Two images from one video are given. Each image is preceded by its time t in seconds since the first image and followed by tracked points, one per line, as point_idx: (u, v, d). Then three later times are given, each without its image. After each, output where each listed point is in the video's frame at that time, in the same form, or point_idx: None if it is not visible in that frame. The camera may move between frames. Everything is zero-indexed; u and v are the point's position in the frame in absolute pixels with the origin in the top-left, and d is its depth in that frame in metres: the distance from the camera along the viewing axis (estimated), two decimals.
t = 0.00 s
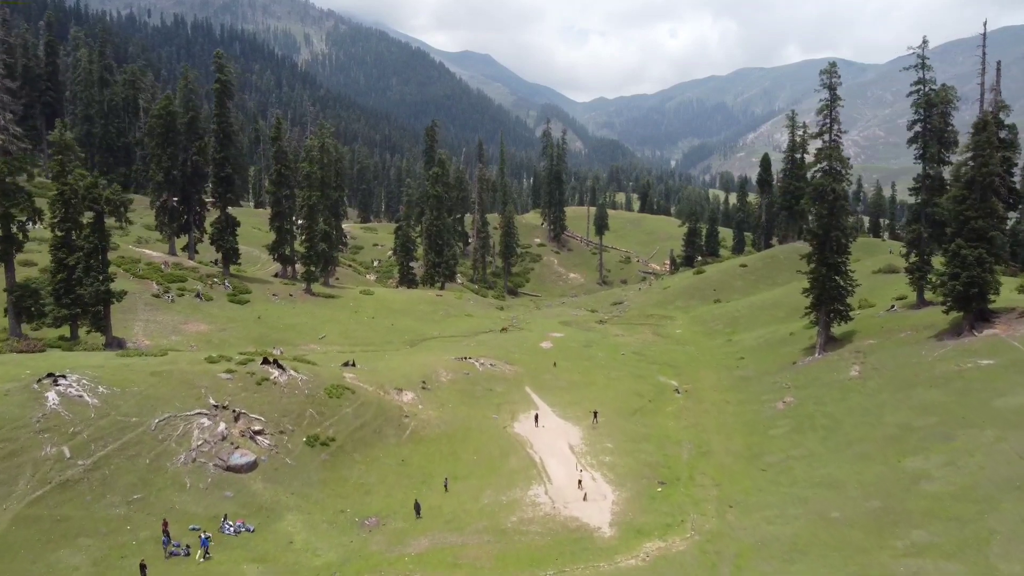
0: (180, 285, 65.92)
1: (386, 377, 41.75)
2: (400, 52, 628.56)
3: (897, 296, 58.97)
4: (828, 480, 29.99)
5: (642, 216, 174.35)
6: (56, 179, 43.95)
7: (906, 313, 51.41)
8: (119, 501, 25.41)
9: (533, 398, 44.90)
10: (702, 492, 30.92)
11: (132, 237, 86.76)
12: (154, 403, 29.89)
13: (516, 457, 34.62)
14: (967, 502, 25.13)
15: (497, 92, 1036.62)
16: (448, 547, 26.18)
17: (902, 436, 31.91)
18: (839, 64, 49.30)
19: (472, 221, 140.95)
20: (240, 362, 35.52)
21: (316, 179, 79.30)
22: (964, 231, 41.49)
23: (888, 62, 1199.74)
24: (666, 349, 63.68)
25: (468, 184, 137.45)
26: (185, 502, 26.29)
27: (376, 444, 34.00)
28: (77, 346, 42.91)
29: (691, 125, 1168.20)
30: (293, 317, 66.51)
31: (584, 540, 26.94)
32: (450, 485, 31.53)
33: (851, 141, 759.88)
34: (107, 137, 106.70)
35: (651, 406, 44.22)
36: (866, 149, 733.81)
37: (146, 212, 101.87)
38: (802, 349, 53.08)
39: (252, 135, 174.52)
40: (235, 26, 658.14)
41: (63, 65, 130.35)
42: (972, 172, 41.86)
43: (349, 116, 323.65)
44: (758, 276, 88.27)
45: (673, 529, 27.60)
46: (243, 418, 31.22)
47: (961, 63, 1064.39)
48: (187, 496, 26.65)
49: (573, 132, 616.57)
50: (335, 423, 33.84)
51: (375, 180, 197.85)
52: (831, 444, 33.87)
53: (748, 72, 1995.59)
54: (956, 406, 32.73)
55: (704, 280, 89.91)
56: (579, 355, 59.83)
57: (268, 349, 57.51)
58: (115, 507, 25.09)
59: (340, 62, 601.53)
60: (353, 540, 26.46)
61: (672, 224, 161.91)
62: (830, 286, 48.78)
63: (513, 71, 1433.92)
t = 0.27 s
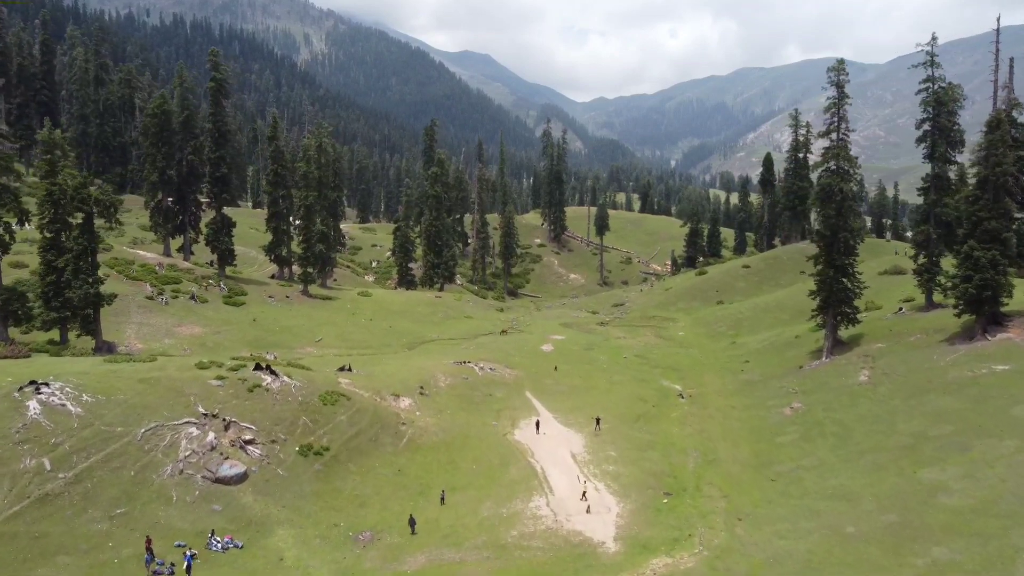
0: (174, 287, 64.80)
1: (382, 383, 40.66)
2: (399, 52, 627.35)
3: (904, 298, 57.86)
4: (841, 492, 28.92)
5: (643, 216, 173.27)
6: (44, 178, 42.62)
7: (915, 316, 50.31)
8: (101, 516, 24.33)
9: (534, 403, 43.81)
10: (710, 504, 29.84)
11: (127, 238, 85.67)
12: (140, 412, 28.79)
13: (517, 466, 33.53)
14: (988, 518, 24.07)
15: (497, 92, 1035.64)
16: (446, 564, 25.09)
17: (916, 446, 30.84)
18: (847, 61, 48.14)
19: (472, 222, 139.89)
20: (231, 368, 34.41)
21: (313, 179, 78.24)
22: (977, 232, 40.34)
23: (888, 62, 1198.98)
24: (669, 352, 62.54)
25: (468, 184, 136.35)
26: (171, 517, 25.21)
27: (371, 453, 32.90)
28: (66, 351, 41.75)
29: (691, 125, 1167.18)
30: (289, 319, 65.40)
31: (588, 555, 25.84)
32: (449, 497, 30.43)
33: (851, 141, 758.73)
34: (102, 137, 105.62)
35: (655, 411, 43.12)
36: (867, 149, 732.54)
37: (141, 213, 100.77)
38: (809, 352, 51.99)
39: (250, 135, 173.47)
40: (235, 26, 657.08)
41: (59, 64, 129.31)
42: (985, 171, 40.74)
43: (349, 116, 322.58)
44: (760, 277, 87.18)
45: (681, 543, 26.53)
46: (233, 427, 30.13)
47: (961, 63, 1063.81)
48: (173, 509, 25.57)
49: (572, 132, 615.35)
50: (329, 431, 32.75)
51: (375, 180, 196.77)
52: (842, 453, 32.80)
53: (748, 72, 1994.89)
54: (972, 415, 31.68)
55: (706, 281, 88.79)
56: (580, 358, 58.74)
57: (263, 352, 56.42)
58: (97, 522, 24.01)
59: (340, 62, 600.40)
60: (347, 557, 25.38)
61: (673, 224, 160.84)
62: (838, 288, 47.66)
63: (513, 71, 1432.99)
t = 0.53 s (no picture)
0: (168, 289, 63.65)
1: (379, 389, 39.51)
2: (399, 52, 626.18)
3: (912, 300, 56.75)
4: (855, 505, 27.78)
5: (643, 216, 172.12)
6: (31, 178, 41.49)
7: (924, 319, 49.18)
8: (81, 533, 23.21)
9: (535, 410, 42.66)
10: (718, 517, 28.72)
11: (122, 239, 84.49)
12: (125, 421, 27.66)
13: (517, 477, 32.41)
14: (1013, 534, 22.96)
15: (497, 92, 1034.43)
16: None
17: (932, 456, 29.74)
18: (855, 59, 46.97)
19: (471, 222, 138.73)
20: (222, 375, 33.27)
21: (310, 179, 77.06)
22: (990, 233, 39.20)
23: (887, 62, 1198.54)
24: (672, 355, 61.38)
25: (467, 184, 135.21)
26: (155, 533, 24.09)
27: (367, 463, 31.77)
28: (53, 356, 40.53)
29: (691, 125, 1166.09)
30: (286, 322, 64.27)
31: (591, 573, 24.70)
32: (446, 510, 29.31)
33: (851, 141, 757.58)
34: (97, 137, 104.45)
35: (659, 418, 41.98)
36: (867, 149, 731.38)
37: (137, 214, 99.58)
38: (815, 356, 50.88)
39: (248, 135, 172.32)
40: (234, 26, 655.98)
41: (55, 64, 128.09)
42: (998, 171, 39.56)
43: (348, 116, 321.45)
44: (763, 279, 86.06)
45: (689, 559, 25.41)
46: (223, 437, 29.02)
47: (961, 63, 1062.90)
48: (158, 525, 24.45)
49: (572, 132, 614.19)
50: (323, 441, 31.64)
51: (374, 180, 195.63)
52: (854, 463, 31.66)
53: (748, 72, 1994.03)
54: (989, 423, 30.58)
55: (708, 282, 87.63)
56: (581, 361, 57.61)
57: (258, 356, 55.27)
58: (76, 539, 22.90)
59: (339, 62, 599.17)
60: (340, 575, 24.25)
61: (674, 225, 159.70)
62: (845, 290, 46.51)
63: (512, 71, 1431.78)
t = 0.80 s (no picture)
0: (162, 291, 62.54)
1: (375, 395, 38.41)
2: (399, 52, 625.00)
3: (920, 303, 55.59)
4: (869, 519, 26.68)
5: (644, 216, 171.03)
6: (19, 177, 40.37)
7: (933, 322, 48.09)
8: (60, 552, 22.12)
9: (536, 416, 41.54)
10: (726, 531, 27.63)
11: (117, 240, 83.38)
12: (109, 432, 26.55)
13: (518, 488, 31.29)
14: None
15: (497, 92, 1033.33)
16: None
17: (949, 467, 28.63)
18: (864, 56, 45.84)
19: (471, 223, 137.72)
20: (212, 382, 32.15)
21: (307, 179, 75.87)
22: (1005, 235, 38.03)
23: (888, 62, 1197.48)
24: (675, 358, 60.27)
25: (467, 184, 134.15)
26: (137, 551, 22.99)
27: (361, 473, 30.66)
28: (40, 361, 39.36)
29: (691, 125, 1165.09)
30: (282, 324, 63.19)
31: None
32: (444, 524, 28.21)
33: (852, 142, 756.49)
34: (93, 137, 103.29)
35: (664, 424, 40.89)
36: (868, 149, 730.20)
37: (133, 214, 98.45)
38: (822, 360, 49.78)
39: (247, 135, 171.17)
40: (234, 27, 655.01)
41: (51, 63, 127.00)
42: (1013, 171, 38.39)
43: (348, 116, 320.42)
44: (766, 280, 84.95)
45: None
46: (212, 448, 27.94)
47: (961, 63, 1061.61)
48: (141, 542, 23.36)
49: (572, 132, 613.18)
50: (316, 451, 30.54)
51: (373, 180, 194.54)
52: (866, 473, 30.57)
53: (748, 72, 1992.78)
54: (1007, 432, 29.49)
55: (711, 283, 86.51)
56: (583, 365, 56.49)
57: (253, 359, 54.19)
58: (54, 559, 21.81)
59: (339, 62, 598.13)
60: None
61: (675, 225, 158.61)
62: (854, 293, 45.39)
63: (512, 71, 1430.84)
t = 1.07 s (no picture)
0: (156, 293, 61.36)
1: (371, 402, 37.26)
2: (398, 52, 623.84)
3: (929, 306, 54.48)
4: (886, 534, 25.54)
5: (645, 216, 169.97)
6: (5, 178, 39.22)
7: (943, 326, 46.97)
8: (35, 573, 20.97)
9: (536, 423, 40.38)
10: (735, 547, 26.51)
11: (111, 242, 82.25)
12: (92, 443, 25.40)
13: (518, 500, 30.16)
14: None
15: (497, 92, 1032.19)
16: None
17: (967, 478, 27.51)
18: (873, 52, 44.69)
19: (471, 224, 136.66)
20: (201, 390, 30.99)
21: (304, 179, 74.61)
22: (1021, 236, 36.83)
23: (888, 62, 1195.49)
24: (678, 361, 59.13)
25: (467, 185, 132.97)
26: (118, 572, 21.85)
27: (356, 485, 29.51)
28: (25, 367, 38.23)
29: (691, 125, 1164.08)
30: (278, 327, 62.03)
31: None
32: (441, 538, 27.09)
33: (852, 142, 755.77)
34: (88, 136, 102.07)
35: (668, 431, 39.76)
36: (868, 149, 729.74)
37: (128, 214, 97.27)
38: (829, 364, 48.65)
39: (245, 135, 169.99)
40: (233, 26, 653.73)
41: (46, 62, 125.76)
42: None
43: (347, 116, 319.29)
44: (770, 281, 83.84)
45: None
46: (199, 459, 26.80)
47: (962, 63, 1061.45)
48: (123, 562, 22.22)
49: (572, 132, 612.15)
50: (309, 461, 29.41)
51: (372, 180, 193.47)
52: (881, 484, 29.44)
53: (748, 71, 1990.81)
54: None
55: (714, 285, 85.35)
56: (584, 369, 55.37)
57: (248, 363, 53.04)
58: None
59: (338, 62, 596.88)
60: None
61: (676, 225, 157.46)
62: (862, 296, 44.24)
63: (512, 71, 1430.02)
